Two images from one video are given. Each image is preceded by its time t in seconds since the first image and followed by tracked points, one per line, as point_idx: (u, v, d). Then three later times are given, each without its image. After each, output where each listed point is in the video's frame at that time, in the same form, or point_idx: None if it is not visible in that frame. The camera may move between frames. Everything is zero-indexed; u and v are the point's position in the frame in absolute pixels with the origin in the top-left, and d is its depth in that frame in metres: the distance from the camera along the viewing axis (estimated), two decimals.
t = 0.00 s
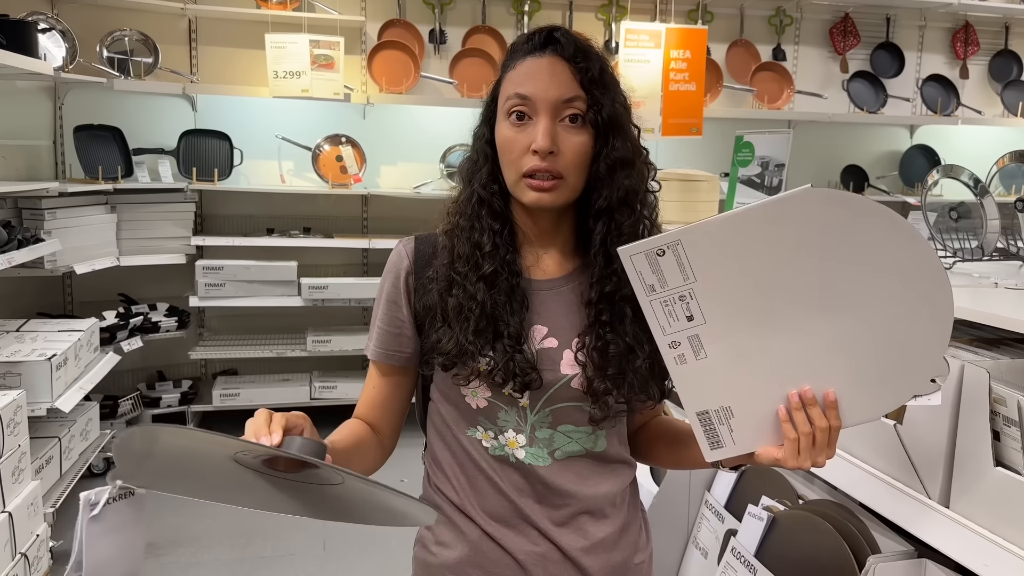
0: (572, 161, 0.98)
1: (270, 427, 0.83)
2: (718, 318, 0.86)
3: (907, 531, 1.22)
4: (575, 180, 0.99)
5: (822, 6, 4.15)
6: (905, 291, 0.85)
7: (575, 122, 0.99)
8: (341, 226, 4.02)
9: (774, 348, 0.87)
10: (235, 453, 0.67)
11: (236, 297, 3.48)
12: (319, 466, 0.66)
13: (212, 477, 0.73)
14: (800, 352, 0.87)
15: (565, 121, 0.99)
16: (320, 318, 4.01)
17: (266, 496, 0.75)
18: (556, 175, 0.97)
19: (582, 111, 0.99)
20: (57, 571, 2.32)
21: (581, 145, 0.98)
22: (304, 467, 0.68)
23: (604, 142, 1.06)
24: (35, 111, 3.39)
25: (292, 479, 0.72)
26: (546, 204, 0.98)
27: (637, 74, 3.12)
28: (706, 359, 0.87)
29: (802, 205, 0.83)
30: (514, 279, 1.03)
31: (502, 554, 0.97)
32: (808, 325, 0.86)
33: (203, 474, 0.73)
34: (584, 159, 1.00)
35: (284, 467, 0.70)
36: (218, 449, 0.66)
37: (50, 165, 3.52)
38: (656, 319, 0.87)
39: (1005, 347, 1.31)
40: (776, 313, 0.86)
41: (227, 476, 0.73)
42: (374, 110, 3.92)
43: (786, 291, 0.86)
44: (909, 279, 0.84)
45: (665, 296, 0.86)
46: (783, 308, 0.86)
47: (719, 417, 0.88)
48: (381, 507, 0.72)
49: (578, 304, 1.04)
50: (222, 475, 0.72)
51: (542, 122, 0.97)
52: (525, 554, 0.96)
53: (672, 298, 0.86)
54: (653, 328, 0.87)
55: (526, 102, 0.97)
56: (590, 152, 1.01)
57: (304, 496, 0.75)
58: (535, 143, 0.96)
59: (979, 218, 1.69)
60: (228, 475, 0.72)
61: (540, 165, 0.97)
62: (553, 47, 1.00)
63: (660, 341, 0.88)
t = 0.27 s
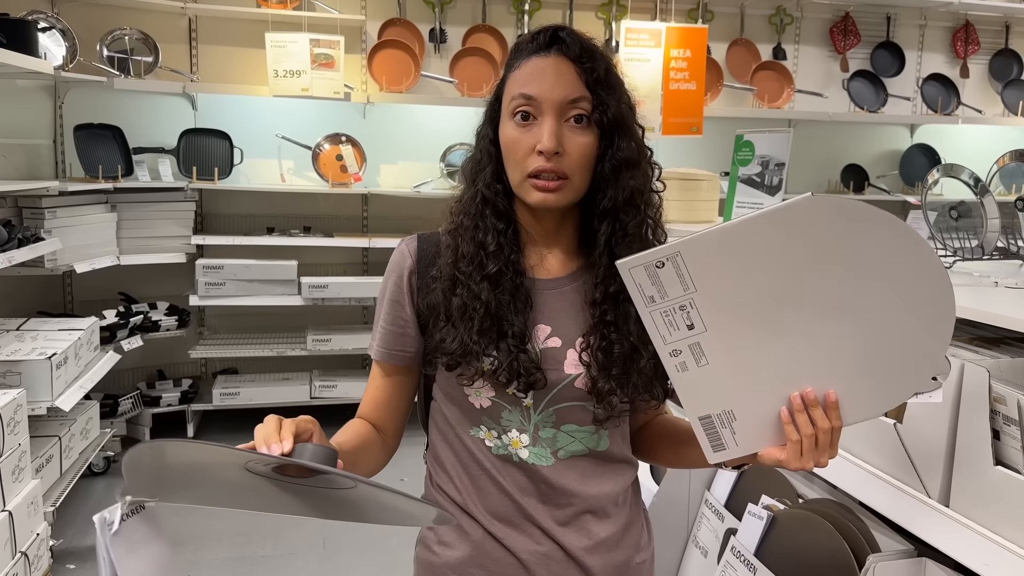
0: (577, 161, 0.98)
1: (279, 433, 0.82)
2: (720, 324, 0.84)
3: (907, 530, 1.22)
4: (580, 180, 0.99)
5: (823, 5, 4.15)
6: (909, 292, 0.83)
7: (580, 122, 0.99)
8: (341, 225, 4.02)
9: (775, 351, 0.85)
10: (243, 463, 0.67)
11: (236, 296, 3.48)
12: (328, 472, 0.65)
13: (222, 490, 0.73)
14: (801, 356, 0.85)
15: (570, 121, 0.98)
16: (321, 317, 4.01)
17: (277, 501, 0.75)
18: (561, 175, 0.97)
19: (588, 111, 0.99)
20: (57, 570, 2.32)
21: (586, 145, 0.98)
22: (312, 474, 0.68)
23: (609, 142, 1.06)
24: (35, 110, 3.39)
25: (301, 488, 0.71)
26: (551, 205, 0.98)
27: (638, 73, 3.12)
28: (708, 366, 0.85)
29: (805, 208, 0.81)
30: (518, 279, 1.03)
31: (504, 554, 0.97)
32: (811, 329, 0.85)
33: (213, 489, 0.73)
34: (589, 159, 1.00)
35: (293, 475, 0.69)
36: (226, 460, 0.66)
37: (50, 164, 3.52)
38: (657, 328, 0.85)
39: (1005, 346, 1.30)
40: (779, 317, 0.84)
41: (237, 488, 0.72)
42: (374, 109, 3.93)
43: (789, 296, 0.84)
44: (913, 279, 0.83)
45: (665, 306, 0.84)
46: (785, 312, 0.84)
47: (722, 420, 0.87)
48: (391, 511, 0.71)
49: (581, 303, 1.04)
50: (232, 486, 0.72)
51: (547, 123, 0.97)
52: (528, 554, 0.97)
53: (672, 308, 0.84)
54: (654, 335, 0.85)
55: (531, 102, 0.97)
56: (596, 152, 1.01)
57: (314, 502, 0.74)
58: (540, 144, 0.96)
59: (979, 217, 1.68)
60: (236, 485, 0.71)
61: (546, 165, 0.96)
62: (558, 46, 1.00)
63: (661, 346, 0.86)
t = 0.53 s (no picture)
0: (578, 161, 0.98)
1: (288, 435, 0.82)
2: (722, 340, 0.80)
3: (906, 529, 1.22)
4: (582, 180, 0.99)
5: (823, 4, 4.15)
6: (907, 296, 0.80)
7: (581, 122, 0.99)
8: (341, 223, 4.02)
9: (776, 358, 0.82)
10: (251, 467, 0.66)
11: (235, 295, 3.48)
12: (338, 473, 0.66)
13: (227, 490, 0.72)
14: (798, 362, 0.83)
15: (571, 121, 0.98)
16: (320, 316, 4.01)
17: (281, 502, 0.75)
18: (563, 175, 0.97)
19: (590, 111, 0.99)
20: (56, 569, 2.32)
21: (588, 145, 0.98)
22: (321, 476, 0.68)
23: (611, 142, 1.06)
24: (34, 108, 3.39)
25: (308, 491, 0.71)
26: (553, 204, 0.98)
27: (638, 72, 3.12)
28: (707, 381, 0.82)
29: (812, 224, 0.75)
30: (519, 277, 1.03)
31: (504, 554, 0.98)
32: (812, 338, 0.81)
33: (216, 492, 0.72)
34: (590, 159, 1.00)
35: (300, 478, 0.69)
36: (234, 465, 0.66)
37: (49, 163, 3.52)
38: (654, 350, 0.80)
39: (1003, 345, 1.30)
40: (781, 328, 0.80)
41: (241, 490, 0.72)
42: (373, 108, 3.92)
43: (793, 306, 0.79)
44: (916, 284, 0.79)
45: (662, 330, 0.79)
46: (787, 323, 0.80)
47: (721, 427, 0.85)
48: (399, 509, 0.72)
49: (582, 302, 1.04)
50: (237, 488, 0.71)
51: (549, 123, 0.97)
52: (528, 554, 0.97)
53: (669, 331, 0.79)
54: (652, 356, 0.81)
55: (533, 101, 0.97)
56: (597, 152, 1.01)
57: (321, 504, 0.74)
58: (542, 144, 0.96)
59: (979, 216, 1.68)
60: (242, 488, 0.71)
61: (547, 165, 0.96)
62: (561, 45, 1.00)
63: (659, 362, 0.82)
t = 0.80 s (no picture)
0: (579, 159, 0.98)
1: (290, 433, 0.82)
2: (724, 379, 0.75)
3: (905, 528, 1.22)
4: (582, 178, 0.99)
5: (823, 2, 4.15)
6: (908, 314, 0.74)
7: (581, 119, 0.99)
8: (340, 222, 4.01)
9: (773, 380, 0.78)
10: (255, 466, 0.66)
11: (234, 293, 3.48)
12: (340, 471, 0.66)
13: (230, 490, 0.73)
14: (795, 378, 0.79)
15: (572, 119, 0.98)
16: (319, 314, 4.01)
17: (282, 501, 0.75)
18: (563, 173, 0.97)
19: (590, 109, 0.99)
20: (55, 567, 2.32)
21: (588, 142, 0.98)
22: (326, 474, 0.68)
23: (612, 140, 1.06)
24: (33, 106, 3.38)
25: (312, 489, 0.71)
26: (553, 202, 0.98)
27: (637, 70, 3.12)
28: (710, 410, 0.77)
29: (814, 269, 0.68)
30: (519, 275, 1.03)
31: (504, 553, 0.97)
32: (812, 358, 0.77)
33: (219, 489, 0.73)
34: (590, 156, 1.00)
35: (304, 476, 0.70)
36: (238, 463, 0.66)
37: (48, 161, 3.51)
38: (659, 395, 0.75)
39: (1002, 343, 1.30)
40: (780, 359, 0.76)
41: (244, 489, 0.72)
42: (373, 107, 3.92)
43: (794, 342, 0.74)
44: (922, 305, 0.73)
45: (667, 380, 0.73)
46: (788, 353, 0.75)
47: (724, 438, 0.82)
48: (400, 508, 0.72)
49: (582, 300, 1.04)
50: (239, 486, 0.72)
51: (550, 120, 0.97)
52: (528, 553, 0.97)
53: (675, 380, 0.73)
54: (656, 399, 0.75)
55: (533, 100, 0.97)
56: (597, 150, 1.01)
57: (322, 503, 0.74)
58: (542, 141, 0.95)
59: (978, 215, 1.67)
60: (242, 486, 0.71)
61: (548, 163, 0.96)
62: (561, 43, 1.00)
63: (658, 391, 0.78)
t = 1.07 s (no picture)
0: (578, 157, 0.98)
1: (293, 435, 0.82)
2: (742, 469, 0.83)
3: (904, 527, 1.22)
4: (582, 177, 0.99)
5: (823, 2, 4.15)
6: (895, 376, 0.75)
7: (580, 118, 0.99)
8: (339, 221, 4.01)
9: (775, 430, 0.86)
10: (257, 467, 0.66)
11: (233, 292, 3.47)
12: (341, 473, 0.66)
13: (231, 493, 0.72)
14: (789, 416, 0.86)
15: (571, 118, 0.98)
16: (319, 313, 4.01)
17: (285, 504, 0.74)
18: (563, 172, 0.97)
19: (588, 108, 0.99)
20: (54, 566, 2.32)
21: (587, 141, 0.98)
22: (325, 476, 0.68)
23: (610, 138, 1.06)
24: (32, 105, 3.38)
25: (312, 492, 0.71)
26: (553, 202, 0.98)
27: (637, 70, 3.12)
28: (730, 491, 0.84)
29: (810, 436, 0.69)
30: (517, 275, 1.02)
31: (504, 554, 0.97)
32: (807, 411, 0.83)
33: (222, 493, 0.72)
34: (589, 155, 1.00)
35: (305, 478, 0.69)
36: (241, 464, 0.65)
37: (48, 160, 3.51)
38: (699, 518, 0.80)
39: (1002, 343, 1.29)
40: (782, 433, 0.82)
41: (247, 492, 0.72)
42: (372, 106, 3.92)
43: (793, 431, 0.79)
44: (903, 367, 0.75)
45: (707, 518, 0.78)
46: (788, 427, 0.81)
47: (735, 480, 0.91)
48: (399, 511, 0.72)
49: (581, 299, 1.04)
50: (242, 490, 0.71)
51: (548, 119, 0.96)
52: (529, 554, 0.97)
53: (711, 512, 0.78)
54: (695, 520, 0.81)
55: (532, 99, 0.97)
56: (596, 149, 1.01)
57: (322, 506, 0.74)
58: (541, 140, 0.95)
59: (978, 216, 1.67)
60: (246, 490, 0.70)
61: (547, 162, 0.96)
62: (558, 42, 0.99)
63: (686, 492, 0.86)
